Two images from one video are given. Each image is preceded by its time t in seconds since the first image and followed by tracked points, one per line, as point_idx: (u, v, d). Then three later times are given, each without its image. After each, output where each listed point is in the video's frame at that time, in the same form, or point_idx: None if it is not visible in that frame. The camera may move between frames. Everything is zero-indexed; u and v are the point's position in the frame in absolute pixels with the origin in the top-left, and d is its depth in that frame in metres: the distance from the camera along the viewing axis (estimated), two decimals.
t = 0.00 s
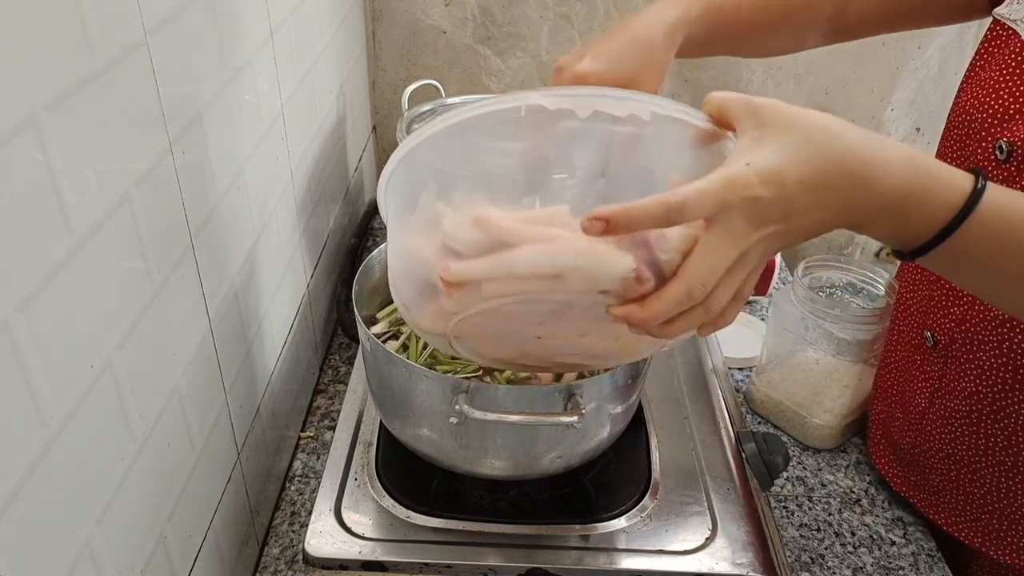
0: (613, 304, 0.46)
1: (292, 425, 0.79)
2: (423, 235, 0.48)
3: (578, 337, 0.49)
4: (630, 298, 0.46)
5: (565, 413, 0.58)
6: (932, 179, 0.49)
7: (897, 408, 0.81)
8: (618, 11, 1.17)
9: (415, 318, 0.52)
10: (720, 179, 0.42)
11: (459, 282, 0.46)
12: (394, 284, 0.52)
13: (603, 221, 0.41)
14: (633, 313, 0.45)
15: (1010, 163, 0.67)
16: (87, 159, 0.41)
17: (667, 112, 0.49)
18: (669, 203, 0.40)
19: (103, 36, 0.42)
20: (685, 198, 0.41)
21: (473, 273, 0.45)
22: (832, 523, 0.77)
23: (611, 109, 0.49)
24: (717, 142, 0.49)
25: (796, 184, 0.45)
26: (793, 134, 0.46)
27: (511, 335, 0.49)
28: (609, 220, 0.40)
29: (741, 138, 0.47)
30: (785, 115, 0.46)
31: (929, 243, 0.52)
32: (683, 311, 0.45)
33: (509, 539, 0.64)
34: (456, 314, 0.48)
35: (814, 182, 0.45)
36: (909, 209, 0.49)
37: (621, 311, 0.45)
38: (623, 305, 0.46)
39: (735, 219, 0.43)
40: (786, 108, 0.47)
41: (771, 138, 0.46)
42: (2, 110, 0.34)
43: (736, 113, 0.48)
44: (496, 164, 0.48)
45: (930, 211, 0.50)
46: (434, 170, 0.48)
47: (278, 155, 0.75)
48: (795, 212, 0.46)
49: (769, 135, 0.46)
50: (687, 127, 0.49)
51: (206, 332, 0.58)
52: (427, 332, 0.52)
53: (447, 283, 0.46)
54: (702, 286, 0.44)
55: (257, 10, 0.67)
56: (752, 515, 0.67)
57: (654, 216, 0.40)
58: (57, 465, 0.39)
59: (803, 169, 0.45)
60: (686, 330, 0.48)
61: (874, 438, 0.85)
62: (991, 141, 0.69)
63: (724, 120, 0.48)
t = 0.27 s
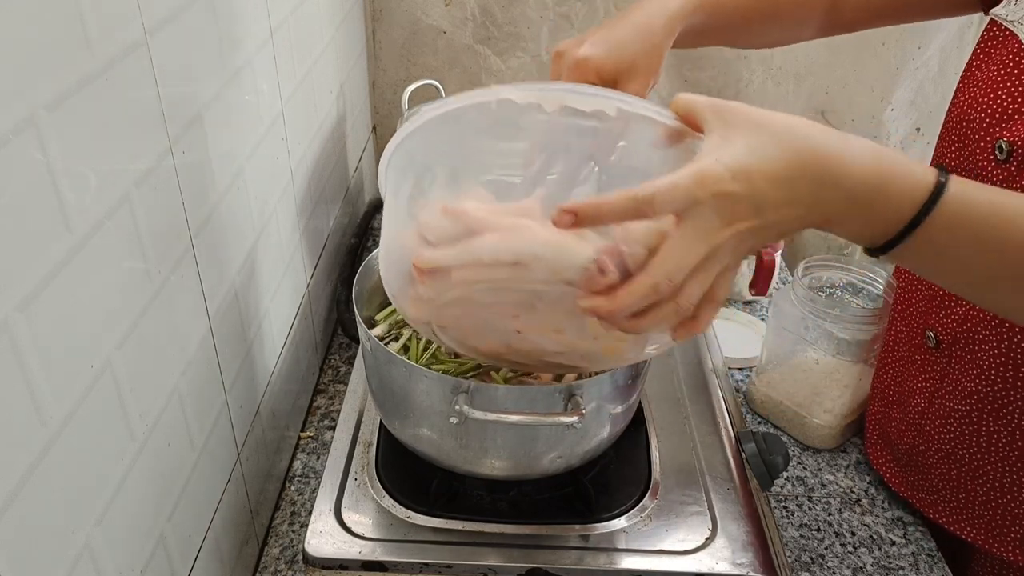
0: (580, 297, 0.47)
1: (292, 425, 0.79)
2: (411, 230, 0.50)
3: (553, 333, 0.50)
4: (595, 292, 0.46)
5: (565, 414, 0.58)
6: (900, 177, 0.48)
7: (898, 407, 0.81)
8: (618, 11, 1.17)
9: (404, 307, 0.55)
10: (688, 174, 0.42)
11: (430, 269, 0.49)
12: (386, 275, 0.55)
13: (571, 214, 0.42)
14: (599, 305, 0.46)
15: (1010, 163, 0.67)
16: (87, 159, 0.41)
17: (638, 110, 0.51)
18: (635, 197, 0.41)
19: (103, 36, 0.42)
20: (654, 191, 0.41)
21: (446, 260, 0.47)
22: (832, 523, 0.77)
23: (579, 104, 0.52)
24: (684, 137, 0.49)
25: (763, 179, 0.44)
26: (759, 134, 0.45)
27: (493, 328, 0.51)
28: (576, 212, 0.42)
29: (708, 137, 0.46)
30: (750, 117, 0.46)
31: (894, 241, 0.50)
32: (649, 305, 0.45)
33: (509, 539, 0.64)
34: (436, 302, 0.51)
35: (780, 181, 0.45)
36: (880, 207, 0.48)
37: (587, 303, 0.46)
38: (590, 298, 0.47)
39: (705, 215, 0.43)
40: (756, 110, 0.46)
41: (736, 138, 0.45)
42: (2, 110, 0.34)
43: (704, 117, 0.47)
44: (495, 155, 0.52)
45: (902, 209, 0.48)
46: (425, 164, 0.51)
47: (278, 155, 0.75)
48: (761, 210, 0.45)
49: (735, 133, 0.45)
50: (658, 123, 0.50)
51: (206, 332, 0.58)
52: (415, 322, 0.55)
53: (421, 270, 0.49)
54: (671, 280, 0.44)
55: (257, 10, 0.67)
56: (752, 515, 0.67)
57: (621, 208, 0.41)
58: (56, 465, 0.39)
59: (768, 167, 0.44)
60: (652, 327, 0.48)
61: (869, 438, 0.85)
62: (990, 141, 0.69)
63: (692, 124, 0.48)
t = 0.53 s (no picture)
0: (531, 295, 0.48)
1: (292, 425, 0.80)
2: (387, 242, 0.54)
3: (526, 331, 0.54)
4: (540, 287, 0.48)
5: (565, 413, 0.58)
6: (833, 158, 0.47)
7: (891, 405, 0.81)
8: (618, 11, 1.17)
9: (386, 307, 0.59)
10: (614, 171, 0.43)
11: (396, 272, 0.53)
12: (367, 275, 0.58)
13: (507, 216, 0.44)
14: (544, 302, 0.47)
15: (1000, 160, 0.67)
16: (87, 158, 0.41)
17: (576, 109, 0.52)
18: (568, 196, 0.43)
19: (103, 36, 0.42)
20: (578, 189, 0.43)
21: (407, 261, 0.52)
22: (832, 523, 0.77)
23: (514, 106, 0.53)
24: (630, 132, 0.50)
25: (699, 166, 0.44)
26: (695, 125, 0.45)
27: (471, 330, 0.55)
28: (511, 215, 0.43)
29: (644, 133, 0.47)
30: (687, 108, 0.46)
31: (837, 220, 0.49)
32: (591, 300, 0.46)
33: (509, 539, 0.64)
34: (408, 302, 0.55)
35: (716, 171, 0.45)
36: (816, 189, 0.47)
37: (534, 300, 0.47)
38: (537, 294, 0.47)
39: (637, 209, 0.44)
40: (690, 104, 0.47)
41: (672, 130, 0.46)
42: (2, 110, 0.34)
43: (645, 111, 0.48)
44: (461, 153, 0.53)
45: (842, 190, 0.47)
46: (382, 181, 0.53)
47: (278, 155, 0.75)
48: (698, 199, 0.45)
49: (670, 126, 0.46)
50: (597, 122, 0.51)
51: (206, 332, 0.58)
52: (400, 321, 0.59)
53: (387, 273, 0.53)
54: (608, 275, 0.45)
55: (257, 10, 0.67)
56: (752, 515, 0.67)
57: (551, 207, 0.43)
58: (57, 465, 0.39)
59: (703, 155, 0.44)
60: (605, 319, 0.48)
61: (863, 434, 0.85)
62: (983, 138, 0.70)
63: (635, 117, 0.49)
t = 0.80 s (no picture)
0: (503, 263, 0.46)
1: (292, 426, 0.80)
2: (372, 223, 0.54)
3: (504, 322, 0.54)
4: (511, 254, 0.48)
5: (565, 413, 0.58)
6: (804, 133, 0.47)
7: (886, 403, 0.81)
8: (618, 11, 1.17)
9: (369, 302, 0.59)
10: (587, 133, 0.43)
11: (375, 250, 0.54)
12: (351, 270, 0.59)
13: (479, 169, 0.44)
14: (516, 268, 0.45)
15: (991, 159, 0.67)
16: (86, 159, 0.41)
17: (558, 90, 0.52)
18: (540, 151, 0.43)
19: (103, 36, 0.42)
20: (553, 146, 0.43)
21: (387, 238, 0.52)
22: (832, 523, 0.77)
23: (495, 88, 0.52)
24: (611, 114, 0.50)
25: (672, 135, 0.44)
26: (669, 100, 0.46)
27: (447, 322, 0.55)
28: (483, 167, 0.44)
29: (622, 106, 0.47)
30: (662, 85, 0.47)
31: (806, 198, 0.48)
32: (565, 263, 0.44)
33: (509, 539, 0.64)
34: (387, 287, 0.55)
35: (689, 141, 0.45)
36: (794, 164, 0.47)
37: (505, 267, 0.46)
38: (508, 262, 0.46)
39: (611, 173, 0.43)
40: (666, 82, 0.47)
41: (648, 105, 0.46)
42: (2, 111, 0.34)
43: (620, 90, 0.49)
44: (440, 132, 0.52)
45: (814, 166, 0.47)
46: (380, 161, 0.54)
47: (278, 155, 0.75)
48: (671, 167, 0.45)
49: (645, 101, 0.47)
50: (581, 104, 0.51)
51: (206, 332, 0.58)
52: (380, 316, 0.59)
53: (365, 248, 0.54)
54: (582, 238, 0.43)
55: (257, 11, 0.67)
56: (752, 515, 0.67)
57: (526, 162, 0.43)
58: (56, 465, 0.39)
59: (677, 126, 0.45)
60: (576, 292, 0.46)
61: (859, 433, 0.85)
62: (977, 138, 0.70)
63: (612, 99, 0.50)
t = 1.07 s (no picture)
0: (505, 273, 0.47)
1: (292, 426, 0.80)
2: (368, 234, 0.54)
3: (503, 331, 0.54)
4: (512, 264, 0.49)
5: (565, 414, 0.58)
6: (806, 131, 0.47)
7: (883, 403, 0.81)
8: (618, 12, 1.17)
9: (357, 309, 0.59)
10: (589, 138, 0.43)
11: (367, 260, 0.53)
12: (340, 277, 0.59)
13: (477, 182, 0.43)
14: (518, 280, 0.46)
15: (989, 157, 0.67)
16: (86, 158, 0.41)
17: (551, 91, 0.53)
18: (539, 161, 0.42)
19: (103, 36, 0.42)
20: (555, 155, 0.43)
21: (380, 250, 0.52)
22: (832, 523, 0.77)
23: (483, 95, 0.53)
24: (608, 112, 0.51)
25: (674, 135, 0.45)
26: (669, 99, 0.46)
27: (442, 330, 0.55)
28: (480, 180, 0.43)
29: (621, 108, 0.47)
30: (660, 86, 0.47)
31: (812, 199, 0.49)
32: (567, 273, 0.44)
33: (509, 539, 0.64)
34: (380, 296, 0.55)
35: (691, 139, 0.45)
36: (796, 165, 0.48)
37: (507, 279, 0.46)
38: (509, 274, 0.46)
39: (614, 180, 0.43)
40: (662, 81, 0.48)
41: (647, 105, 0.46)
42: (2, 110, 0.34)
43: (617, 91, 0.49)
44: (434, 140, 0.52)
45: (820, 164, 0.48)
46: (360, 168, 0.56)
47: (278, 155, 0.75)
48: (673, 167, 0.45)
49: (644, 101, 0.47)
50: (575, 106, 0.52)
51: (206, 332, 0.58)
52: (371, 326, 0.59)
53: (357, 261, 0.54)
54: (586, 246, 0.43)
55: (257, 11, 0.67)
56: (752, 515, 0.67)
57: (525, 174, 0.43)
58: (56, 465, 0.39)
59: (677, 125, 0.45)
60: (581, 299, 0.47)
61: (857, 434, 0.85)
62: (975, 137, 0.69)
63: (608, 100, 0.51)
